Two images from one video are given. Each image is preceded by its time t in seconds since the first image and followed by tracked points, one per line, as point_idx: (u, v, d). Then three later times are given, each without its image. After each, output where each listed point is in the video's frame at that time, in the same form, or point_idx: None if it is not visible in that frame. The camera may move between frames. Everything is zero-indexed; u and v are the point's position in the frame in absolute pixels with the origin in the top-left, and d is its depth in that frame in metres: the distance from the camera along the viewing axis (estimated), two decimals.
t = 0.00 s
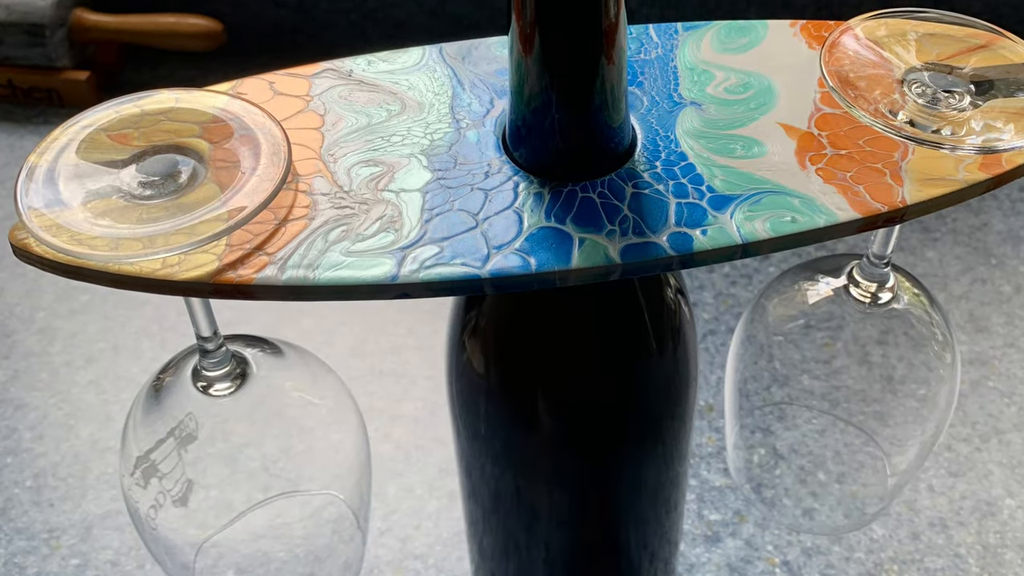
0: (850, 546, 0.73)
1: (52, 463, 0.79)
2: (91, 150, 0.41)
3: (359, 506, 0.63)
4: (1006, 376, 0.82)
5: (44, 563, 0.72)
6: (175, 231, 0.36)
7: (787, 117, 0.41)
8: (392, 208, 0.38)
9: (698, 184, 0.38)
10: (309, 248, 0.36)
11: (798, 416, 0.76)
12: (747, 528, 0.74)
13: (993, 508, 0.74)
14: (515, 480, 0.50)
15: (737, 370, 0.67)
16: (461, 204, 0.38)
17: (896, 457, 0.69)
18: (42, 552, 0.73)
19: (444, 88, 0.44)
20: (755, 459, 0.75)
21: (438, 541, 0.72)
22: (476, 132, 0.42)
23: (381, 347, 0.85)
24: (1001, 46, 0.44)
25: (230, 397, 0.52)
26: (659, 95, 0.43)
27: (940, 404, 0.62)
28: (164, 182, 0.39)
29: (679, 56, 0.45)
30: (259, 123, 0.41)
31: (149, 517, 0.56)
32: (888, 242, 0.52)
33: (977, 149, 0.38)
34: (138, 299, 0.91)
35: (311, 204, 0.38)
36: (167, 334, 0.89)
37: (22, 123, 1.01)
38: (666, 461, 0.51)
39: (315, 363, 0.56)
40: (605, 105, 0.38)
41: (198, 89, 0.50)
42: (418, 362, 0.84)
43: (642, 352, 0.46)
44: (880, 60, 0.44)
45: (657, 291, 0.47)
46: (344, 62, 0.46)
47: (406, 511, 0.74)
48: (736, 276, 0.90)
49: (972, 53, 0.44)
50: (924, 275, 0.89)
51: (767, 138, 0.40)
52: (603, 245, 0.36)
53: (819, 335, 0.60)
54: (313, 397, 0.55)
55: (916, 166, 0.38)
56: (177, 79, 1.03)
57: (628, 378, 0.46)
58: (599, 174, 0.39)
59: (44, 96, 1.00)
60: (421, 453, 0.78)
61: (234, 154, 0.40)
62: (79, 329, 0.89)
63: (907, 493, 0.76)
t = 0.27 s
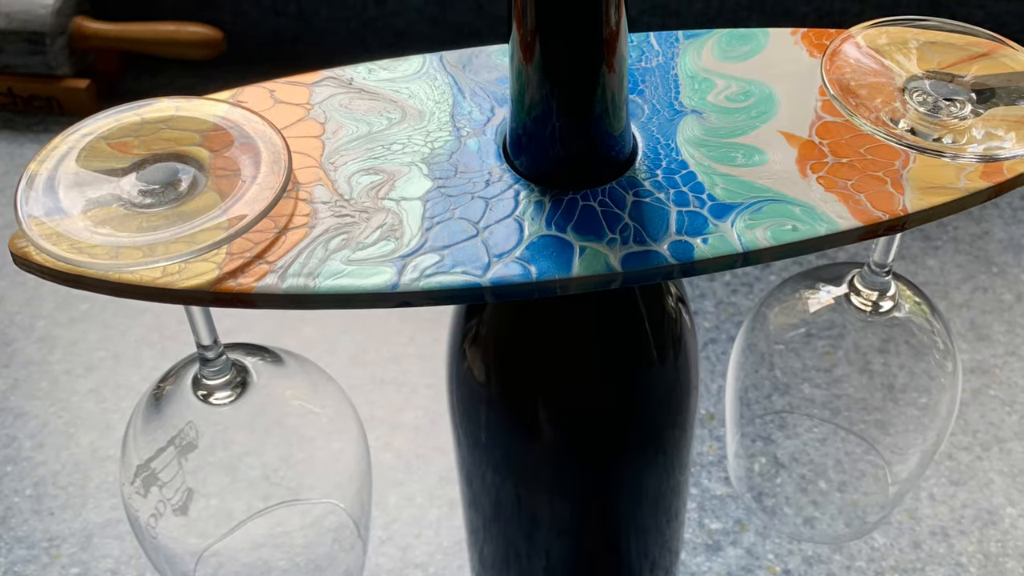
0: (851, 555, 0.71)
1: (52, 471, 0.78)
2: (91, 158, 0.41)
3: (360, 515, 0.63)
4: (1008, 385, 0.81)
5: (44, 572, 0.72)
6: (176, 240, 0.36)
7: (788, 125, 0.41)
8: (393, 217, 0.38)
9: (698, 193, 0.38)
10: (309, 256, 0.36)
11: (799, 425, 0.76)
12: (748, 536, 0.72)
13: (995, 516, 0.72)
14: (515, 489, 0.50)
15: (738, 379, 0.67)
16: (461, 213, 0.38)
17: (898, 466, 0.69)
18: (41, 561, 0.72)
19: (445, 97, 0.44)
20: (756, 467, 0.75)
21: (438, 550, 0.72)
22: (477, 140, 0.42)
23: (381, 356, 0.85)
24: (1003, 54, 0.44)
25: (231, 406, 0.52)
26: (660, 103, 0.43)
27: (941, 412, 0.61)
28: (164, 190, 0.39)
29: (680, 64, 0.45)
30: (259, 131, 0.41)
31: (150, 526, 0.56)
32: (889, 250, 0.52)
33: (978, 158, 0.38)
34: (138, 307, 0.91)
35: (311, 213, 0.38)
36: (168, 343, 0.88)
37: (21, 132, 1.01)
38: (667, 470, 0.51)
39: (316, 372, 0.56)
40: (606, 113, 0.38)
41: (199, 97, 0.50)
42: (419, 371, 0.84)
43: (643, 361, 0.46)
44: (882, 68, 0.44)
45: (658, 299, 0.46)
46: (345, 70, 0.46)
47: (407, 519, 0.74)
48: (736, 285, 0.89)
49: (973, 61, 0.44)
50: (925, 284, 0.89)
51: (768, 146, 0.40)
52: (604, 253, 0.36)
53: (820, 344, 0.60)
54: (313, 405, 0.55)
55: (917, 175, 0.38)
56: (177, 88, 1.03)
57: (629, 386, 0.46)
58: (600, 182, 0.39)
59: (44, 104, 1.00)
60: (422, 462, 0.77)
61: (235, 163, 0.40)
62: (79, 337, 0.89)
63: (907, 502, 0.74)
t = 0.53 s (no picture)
0: (852, 564, 0.70)
1: (52, 480, 0.78)
2: (92, 166, 0.41)
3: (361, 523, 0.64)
4: (1009, 394, 0.81)
5: None
6: (176, 248, 0.36)
7: (789, 133, 0.41)
8: (393, 225, 0.38)
9: (699, 201, 0.38)
10: (309, 265, 0.36)
11: (799, 433, 0.76)
12: (749, 545, 0.72)
13: (996, 525, 0.72)
14: (516, 497, 0.50)
15: (739, 388, 0.67)
16: (462, 221, 0.38)
17: (900, 474, 0.69)
18: (41, 570, 0.72)
19: (445, 105, 0.44)
20: (756, 476, 0.74)
21: (439, 559, 0.71)
22: (478, 149, 0.42)
23: (382, 364, 0.85)
24: (1004, 62, 0.44)
25: (230, 415, 0.51)
26: (661, 111, 0.43)
27: (943, 421, 0.61)
28: (164, 199, 0.39)
29: (681, 72, 0.45)
30: (259, 139, 0.41)
31: (149, 535, 0.55)
32: (890, 258, 0.52)
33: (979, 166, 0.38)
34: (138, 316, 0.91)
35: (311, 221, 0.38)
36: (168, 351, 0.88)
37: (21, 140, 1.00)
38: (667, 478, 0.51)
39: (317, 381, 0.56)
40: (606, 122, 0.38)
41: (199, 106, 0.50)
42: (419, 380, 0.84)
43: (644, 369, 0.45)
44: (882, 76, 0.44)
45: (659, 308, 0.46)
46: (345, 78, 0.46)
47: (407, 528, 0.73)
48: (738, 293, 0.89)
49: (974, 69, 0.44)
50: (927, 292, 0.89)
51: (769, 154, 0.40)
52: (604, 261, 0.36)
53: (822, 352, 0.60)
54: (313, 414, 0.55)
55: (918, 183, 0.38)
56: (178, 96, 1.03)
57: (629, 394, 0.45)
58: (600, 191, 0.39)
59: (44, 112, 1.00)
60: (423, 470, 0.77)
61: (235, 171, 0.40)
62: (80, 346, 0.89)
63: (909, 510, 0.74)
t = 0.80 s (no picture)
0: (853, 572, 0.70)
1: (52, 488, 0.78)
2: (92, 175, 0.41)
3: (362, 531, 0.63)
4: (1010, 402, 0.81)
5: None
6: (176, 256, 0.36)
7: (791, 142, 0.41)
8: (394, 233, 0.38)
9: (700, 209, 0.38)
10: (310, 273, 0.36)
11: (801, 442, 0.76)
12: (750, 554, 0.71)
13: (997, 534, 0.72)
14: (517, 506, 0.49)
15: (739, 396, 0.67)
16: (463, 229, 0.38)
17: (900, 483, 0.68)
18: None
19: (446, 113, 0.44)
20: (758, 484, 0.75)
21: (440, 567, 0.71)
22: (478, 157, 0.42)
23: (382, 373, 0.85)
24: (1005, 71, 0.44)
25: (231, 423, 0.51)
26: (662, 119, 0.43)
27: (944, 429, 0.61)
28: (165, 207, 0.39)
29: (682, 80, 0.45)
30: (260, 148, 0.41)
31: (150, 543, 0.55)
32: (891, 266, 0.51)
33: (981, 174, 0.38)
34: (138, 324, 0.90)
35: (312, 229, 0.38)
36: (168, 360, 0.88)
37: (21, 148, 1.00)
38: (668, 486, 0.50)
39: (317, 389, 0.56)
40: (607, 130, 0.38)
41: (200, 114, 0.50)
42: (420, 389, 0.83)
43: (645, 377, 0.45)
44: (884, 84, 0.43)
45: (660, 316, 0.46)
46: (346, 86, 0.46)
47: (407, 537, 0.73)
48: (739, 302, 0.89)
49: (975, 78, 0.44)
50: (928, 300, 0.89)
51: (769, 163, 0.40)
52: (605, 270, 0.36)
53: (822, 361, 0.59)
54: (313, 422, 0.54)
55: (919, 192, 0.38)
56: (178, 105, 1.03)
57: (630, 403, 0.45)
58: (601, 199, 0.39)
59: (44, 120, 1.00)
60: (423, 479, 0.77)
61: (235, 179, 0.40)
62: (80, 354, 0.89)
63: (910, 519, 0.74)
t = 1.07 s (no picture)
0: None
1: (52, 497, 0.78)
2: (92, 183, 0.41)
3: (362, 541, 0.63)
4: (1012, 411, 0.80)
5: None
6: (176, 265, 0.36)
7: (792, 150, 0.41)
8: (395, 241, 0.38)
9: (701, 218, 0.38)
10: (310, 281, 0.36)
11: (802, 450, 0.75)
12: (751, 563, 0.71)
13: (998, 542, 0.71)
14: (518, 515, 0.49)
15: (740, 405, 0.67)
16: (463, 238, 0.38)
17: (900, 491, 0.68)
18: None
19: (447, 121, 0.44)
20: (759, 493, 0.74)
21: None
22: (479, 165, 0.42)
23: (383, 381, 0.84)
24: (1007, 78, 0.44)
25: (231, 432, 0.51)
26: (663, 128, 0.43)
27: (945, 438, 0.61)
28: (165, 216, 0.39)
29: (683, 89, 0.45)
30: (260, 156, 0.41)
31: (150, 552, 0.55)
32: (892, 273, 0.51)
33: (982, 183, 0.38)
34: (138, 332, 0.90)
35: (312, 238, 0.38)
36: (168, 368, 0.88)
37: (22, 156, 1.00)
38: (669, 495, 0.50)
39: (318, 398, 0.56)
40: (608, 138, 0.38)
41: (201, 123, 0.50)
42: (421, 397, 0.83)
43: (646, 386, 0.45)
44: (885, 92, 0.43)
45: (661, 324, 0.46)
46: (346, 94, 0.46)
47: (408, 545, 0.73)
48: (740, 310, 0.88)
49: (976, 86, 0.44)
50: (929, 309, 0.88)
51: (770, 171, 0.40)
52: (606, 278, 0.35)
53: (823, 369, 0.60)
54: (314, 430, 0.54)
55: (920, 200, 0.38)
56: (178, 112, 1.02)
57: (631, 411, 0.45)
58: (602, 207, 0.39)
59: (44, 129, 1.00)
60: (424, 487, 0.77)
61: (236, 188, 0.40)
62: (80, 362, 0.88)
63: (911, 528, 0.73)
